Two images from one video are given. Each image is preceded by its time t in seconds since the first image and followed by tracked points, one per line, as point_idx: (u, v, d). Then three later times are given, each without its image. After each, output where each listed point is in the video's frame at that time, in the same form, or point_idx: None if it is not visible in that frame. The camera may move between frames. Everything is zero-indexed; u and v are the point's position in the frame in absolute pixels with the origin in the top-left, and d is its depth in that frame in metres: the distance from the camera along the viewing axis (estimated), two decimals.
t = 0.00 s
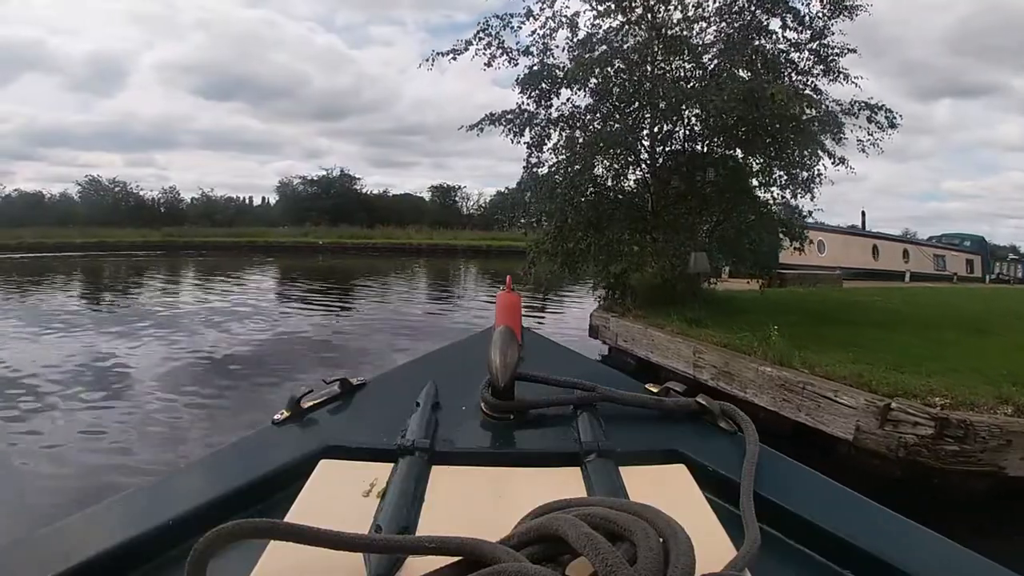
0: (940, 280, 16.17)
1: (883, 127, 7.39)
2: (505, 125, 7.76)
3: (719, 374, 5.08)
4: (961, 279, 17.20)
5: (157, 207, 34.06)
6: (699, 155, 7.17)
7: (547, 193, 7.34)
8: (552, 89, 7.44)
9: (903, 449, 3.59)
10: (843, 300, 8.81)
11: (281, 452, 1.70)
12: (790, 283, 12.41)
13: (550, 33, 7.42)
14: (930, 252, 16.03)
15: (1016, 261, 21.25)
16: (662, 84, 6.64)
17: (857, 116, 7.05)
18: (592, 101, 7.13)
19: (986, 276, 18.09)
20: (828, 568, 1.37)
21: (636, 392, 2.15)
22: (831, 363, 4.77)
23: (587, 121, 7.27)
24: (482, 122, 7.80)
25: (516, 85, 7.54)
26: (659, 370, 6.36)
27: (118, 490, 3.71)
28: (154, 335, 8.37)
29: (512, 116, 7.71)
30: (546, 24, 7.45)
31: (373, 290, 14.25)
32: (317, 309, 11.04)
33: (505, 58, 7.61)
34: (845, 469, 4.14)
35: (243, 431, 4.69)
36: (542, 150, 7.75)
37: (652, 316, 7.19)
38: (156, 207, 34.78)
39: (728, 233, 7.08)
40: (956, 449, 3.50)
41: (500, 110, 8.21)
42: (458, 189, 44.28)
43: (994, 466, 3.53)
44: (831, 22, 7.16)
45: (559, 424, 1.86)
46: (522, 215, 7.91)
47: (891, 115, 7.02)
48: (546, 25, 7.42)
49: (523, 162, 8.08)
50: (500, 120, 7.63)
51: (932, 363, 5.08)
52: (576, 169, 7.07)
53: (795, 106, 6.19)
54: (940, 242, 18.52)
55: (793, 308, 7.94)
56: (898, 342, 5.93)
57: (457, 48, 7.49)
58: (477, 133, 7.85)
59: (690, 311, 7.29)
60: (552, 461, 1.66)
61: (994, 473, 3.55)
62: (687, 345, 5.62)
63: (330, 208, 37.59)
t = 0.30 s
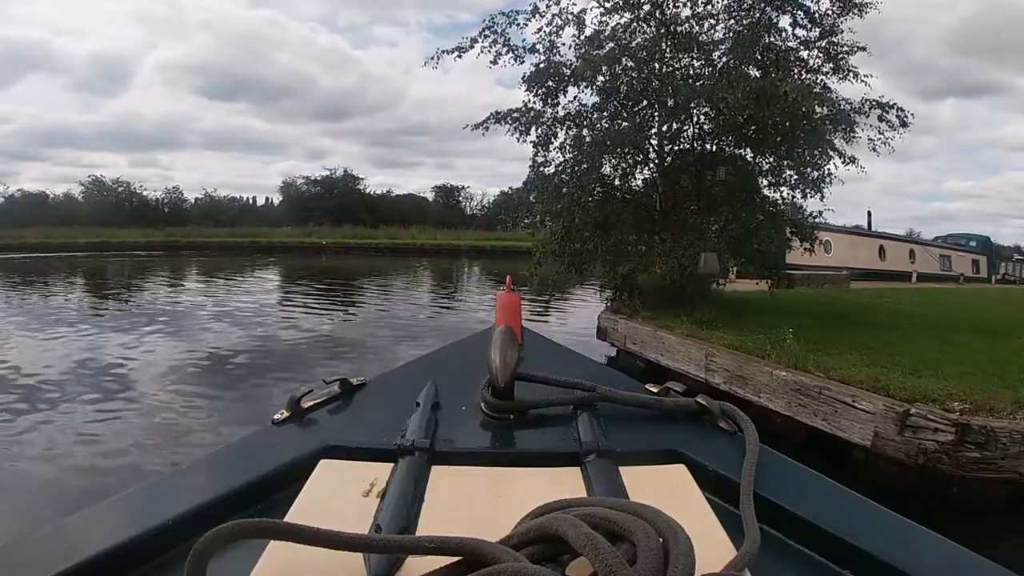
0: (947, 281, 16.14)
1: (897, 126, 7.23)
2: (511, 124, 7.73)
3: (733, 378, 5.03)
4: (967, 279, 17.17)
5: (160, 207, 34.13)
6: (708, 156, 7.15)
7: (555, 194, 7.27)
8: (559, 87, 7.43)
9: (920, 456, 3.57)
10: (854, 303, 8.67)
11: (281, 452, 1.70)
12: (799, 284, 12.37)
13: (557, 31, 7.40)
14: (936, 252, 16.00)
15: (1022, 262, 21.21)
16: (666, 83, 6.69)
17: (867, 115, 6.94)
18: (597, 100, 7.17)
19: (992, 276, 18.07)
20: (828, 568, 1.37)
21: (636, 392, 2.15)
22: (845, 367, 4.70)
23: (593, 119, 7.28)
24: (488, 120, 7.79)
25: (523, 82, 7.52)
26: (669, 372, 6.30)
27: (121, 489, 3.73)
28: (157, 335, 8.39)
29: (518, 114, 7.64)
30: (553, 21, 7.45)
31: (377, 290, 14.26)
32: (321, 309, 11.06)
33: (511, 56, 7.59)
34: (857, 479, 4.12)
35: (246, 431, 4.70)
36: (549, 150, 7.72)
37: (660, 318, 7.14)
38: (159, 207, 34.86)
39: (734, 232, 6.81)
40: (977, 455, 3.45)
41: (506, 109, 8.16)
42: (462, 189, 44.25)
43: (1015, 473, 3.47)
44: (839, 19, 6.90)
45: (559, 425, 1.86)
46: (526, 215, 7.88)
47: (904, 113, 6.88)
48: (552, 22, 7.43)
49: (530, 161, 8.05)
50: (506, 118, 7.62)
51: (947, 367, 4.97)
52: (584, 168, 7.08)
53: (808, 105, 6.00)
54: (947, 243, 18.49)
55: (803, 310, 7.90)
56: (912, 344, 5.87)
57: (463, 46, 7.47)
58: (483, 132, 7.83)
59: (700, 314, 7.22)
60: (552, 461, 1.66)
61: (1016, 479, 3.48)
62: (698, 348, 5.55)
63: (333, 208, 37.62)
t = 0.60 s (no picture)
0: (953, 281, 16.10)
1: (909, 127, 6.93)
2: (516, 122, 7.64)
3: (745, 382, 4.88)
4: (973, 280, 17.13)
5: (164, 208, 34.19)
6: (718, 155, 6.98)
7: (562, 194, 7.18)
8: (566, 85, 7.34)
9: (941, 463, 3.43)
10: (862, 304, 8.62)
11: (281, 452, 1.70)
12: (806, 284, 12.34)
13: (563, 28, 7.35)
14: (942, 252, 15.97)
15: None
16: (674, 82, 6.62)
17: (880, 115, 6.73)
18: (603, 99, 7.06)
19: (997, 277, 18.03)
20: (828, 568, 1.37)
21: (636, 392, 2.15)
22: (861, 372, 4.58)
23: (599, 117, 7.13)
24: (494, 119, 7.77)
25: (529, 80, 7.42)
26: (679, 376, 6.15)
27: (125, 488, 3.74)
28: (160, 335, 8.40)
29: (524, 112, 7.57)
30: (560, 19, 7.42)
31: (380, 290, 14.28)
32: (324, 309, 11.08)
33: (517, 53, 7.56)
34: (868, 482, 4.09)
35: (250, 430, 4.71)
36: (554, 149, 7.59)
37: (669, 319, 7.05)
38: (162, 207, 34.88)
39: (742, 233, 6.95)
40: (1000, 462, 3.30)
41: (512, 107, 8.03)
42: (465, 189, 44.26)
43: None
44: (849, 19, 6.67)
45: (559, 424, 1.86)
46: (529, 215, 7.85)
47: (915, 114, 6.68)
48: (559, 19, 7.39)
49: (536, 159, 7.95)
50: (511, 117, 7.58)
51: (964, 371, 4.82)
52: (590, 167, 6.95)
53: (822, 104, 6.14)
54: (952, 243, 18.45)
55: (814, 312, 7.81)
56: (925, 346, 5.76)
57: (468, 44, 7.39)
58: (489, 131, 7.79)
59: (710, 317, 7.09)
60: (552, 461, 1.66)
61: None
62: (710, 350, 5.37)
63: (336, 208, 37.62)
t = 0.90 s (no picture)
0: (959, 281, 16.07)
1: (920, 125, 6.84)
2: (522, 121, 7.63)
3: (760, 386, 4.80)
4: (980, 280, 17.09)
5: (167, 208, 34.26)
6: (729, 155, 6.94)
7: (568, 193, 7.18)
8: (573, 84, 7.33)
9: (962, 470, 3.42)
10: (870, 305, 8.64)
11: (281, 452, 1.70)
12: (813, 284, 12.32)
13: (570, 26, 7.34)
14: (948, 252, 15.93)
15: None
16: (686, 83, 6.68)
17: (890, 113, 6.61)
18: (610, 98, 7.11)
19: (1003, 277, 17.98)
20: (828, 568, 1.37)
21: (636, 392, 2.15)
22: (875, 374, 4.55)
23: (607, 115, 7.17)
24: (499, 117, 7.76)
25: (536, 78, 7.40)
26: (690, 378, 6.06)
27: (128, 487, 3.74)
28: (163, 335, 8.41)
29: (530, 111, 7.56)
30: (566, 16, 7.42)
31: (383, 291, 14.29)
32: (327, 309, 11.09)
33: (523, 51, 7.56)
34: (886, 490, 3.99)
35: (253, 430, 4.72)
36: (561, 148, 7.56)
37: (679, 321, 7.01)
38: (165, 207, 34.94)
39: (751, 233, 6.73)
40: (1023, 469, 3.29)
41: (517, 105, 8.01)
42: (468, 189, 44.23)
43: None
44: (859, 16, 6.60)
45: (559, 424, 1.86)
46: (533, 214, 7.86)
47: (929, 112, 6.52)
48: (565, 17, 7.39)
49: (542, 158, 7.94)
50: (516, 116, 7.57)
51: (981, 375, 4.67)
52: (598, 166, 6.90)
53: (831, 105, 6.01)
54: (958, 243, 18.41)
55: (823, 313, 7.80)
56: (937, 347, 5.75)
57: (473, 41, 7.38)
58: (495, 129, 7.78)
59: (721, 318, 7.00)
60: (552, 461, 1.66)
61: None
62: (723, 354, 5.30)
63: (339, 208, 37.61)
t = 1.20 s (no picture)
0: (965, 282, 16.03)
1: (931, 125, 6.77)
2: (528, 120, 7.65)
3: (774, 391, 4.70)
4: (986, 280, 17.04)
5: (170, 208, 34.32)
6: (742, 152, 6.84)
7: (575, 193, 7.18)
8: (581, 81, 7.29)
9: (984, 478, 3.31)
10: (879, 306, 8.58)
11: (281, 452, 1.70)
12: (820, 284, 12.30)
13: (576, 23, 7.32)
14: (955, 252, 15.89)
15: None
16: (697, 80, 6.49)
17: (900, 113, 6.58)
18: (617, 96, 7.02)
19: (1009, 277, 17.94)
20: (828, 568, 1.37)
21: (636, 392, 2.15)
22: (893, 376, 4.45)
23: (615, 113, 7.06)
24: (505, 116, 7.75)
25: (542, 76, 7.39)
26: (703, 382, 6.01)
27: (132, 485, 3.76)
28: (167, 335, 8.43)
29: (537, 110, 7.57)
30: (574, 14, 7.40)
31: (387, 291, 14.31)
32: (330, 309, 11.11)
33: (529, 48, 7.55)
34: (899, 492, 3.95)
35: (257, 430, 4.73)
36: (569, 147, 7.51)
37: (688, 322, 6.93)
38: (168, 207, 35.01)
39: (762, 231, 6.71)
40: None
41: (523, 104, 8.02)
42: (471, 189, 44.22)
43: None
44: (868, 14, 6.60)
45: (559, 425, 1.85)
46: (536, 215, 7.87)
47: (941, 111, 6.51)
48: (573, 14, 7.40)
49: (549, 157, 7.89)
50: (522, 115, 7.57)
51: (999, 379, 4.52)
52: (608, 165, 6.77)
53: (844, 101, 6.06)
54: (964, 244, 18.36)
55: (833, 314, 7.75)
56: (951, 350, 5.65)
57: (479, 38, 7.37)
58: (500, 128, 7.77)
59: (732, 319, 6.90)
60: (553, 462, 1.66)
61: None
62: (736, 357, 5.20)
63: (342, 208, 37.63)
